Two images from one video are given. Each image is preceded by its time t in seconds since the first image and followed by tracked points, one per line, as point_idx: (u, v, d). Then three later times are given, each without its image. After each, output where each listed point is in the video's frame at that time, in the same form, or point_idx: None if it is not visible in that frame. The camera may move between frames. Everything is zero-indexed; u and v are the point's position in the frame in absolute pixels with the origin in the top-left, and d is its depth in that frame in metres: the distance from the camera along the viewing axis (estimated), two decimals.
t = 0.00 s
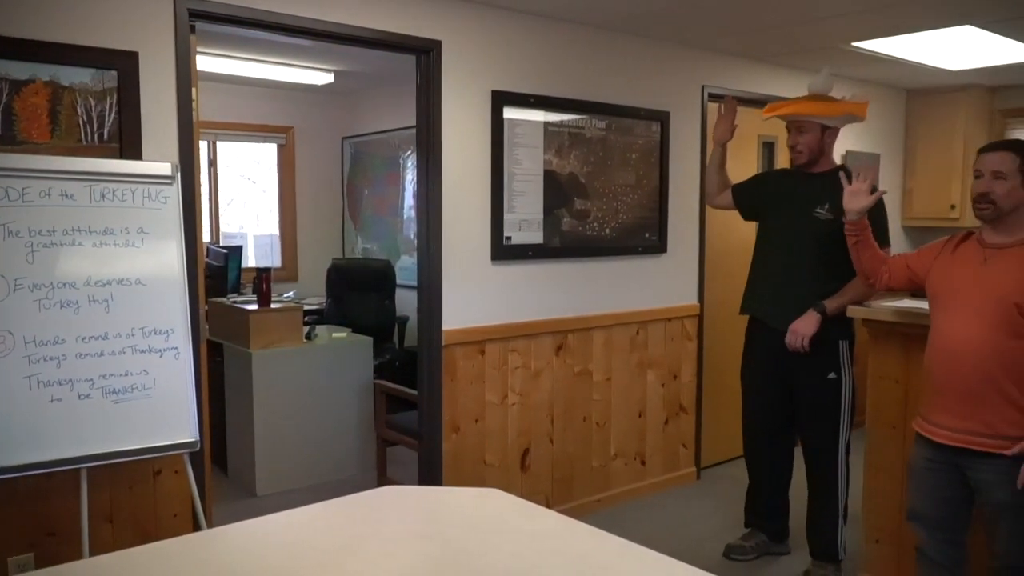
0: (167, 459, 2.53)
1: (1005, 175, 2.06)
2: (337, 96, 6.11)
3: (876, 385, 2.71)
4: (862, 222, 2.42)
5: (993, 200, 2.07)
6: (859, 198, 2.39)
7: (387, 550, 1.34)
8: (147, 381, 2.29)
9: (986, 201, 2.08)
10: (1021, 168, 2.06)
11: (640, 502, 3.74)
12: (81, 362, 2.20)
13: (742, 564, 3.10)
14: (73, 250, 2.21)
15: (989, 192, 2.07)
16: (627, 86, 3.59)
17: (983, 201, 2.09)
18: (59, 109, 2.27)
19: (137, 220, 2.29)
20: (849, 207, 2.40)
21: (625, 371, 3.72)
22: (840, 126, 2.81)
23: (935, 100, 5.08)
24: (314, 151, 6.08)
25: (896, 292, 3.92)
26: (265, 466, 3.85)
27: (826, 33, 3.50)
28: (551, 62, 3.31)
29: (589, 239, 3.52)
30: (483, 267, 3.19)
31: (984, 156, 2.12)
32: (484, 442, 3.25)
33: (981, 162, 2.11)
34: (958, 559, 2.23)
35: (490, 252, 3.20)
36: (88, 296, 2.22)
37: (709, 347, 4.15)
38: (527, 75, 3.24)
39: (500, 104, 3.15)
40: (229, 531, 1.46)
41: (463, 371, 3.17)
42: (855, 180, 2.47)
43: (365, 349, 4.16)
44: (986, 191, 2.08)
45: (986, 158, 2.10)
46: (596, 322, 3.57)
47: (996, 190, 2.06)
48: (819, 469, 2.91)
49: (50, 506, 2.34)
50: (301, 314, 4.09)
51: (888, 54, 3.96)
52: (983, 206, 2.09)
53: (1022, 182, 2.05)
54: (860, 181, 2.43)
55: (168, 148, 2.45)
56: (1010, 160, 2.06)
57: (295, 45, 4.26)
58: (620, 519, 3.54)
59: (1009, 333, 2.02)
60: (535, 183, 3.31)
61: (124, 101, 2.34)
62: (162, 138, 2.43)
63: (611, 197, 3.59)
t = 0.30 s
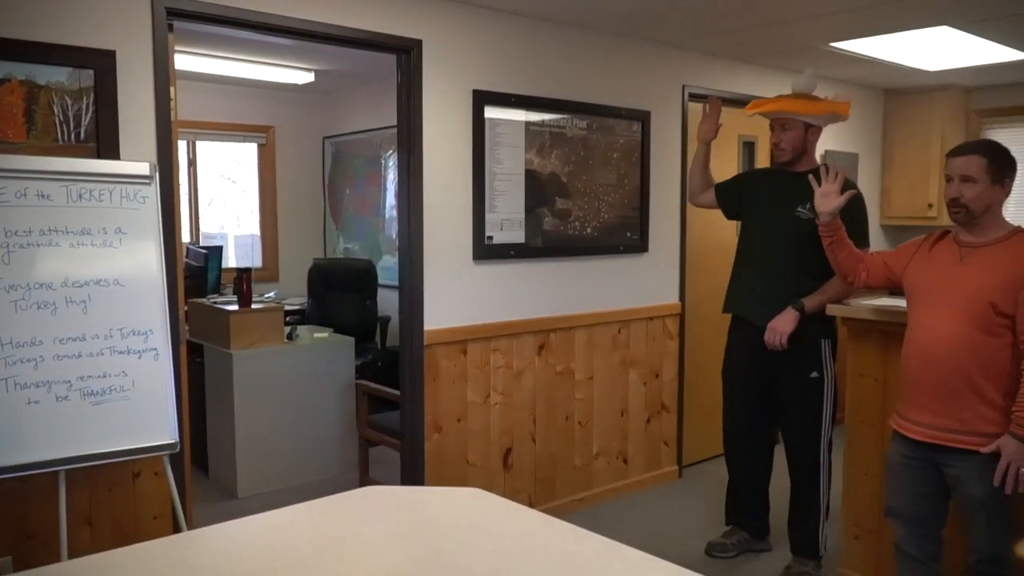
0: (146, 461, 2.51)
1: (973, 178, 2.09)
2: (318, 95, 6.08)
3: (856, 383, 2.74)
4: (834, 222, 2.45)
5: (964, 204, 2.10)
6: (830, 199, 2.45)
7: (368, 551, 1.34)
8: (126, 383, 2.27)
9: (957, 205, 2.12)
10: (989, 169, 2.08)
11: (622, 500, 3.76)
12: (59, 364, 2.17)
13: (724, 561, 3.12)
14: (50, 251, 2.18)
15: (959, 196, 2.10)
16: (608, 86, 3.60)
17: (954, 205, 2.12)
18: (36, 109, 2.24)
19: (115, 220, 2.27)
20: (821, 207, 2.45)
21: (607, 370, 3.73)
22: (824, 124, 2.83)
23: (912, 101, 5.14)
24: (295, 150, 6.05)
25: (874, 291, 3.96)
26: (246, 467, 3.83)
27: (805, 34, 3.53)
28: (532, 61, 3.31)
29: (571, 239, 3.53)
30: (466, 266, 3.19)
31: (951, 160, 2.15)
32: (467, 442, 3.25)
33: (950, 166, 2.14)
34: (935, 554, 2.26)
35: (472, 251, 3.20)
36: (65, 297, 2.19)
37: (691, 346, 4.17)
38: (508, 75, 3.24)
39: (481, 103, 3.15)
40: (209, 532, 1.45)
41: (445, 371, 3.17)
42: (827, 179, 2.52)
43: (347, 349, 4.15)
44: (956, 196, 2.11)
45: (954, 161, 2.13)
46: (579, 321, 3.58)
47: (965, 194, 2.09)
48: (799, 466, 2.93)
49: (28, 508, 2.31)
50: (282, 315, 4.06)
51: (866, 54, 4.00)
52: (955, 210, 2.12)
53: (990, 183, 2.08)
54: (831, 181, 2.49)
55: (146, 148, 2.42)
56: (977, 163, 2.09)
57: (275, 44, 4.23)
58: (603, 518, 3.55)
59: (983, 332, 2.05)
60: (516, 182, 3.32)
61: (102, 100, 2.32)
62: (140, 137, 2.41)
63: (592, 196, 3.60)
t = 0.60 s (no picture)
0: (130, 462, 2.49)
1: (948, 179, 2.11)
2: (303, 95, 6.05)
3: (839, 380, 2.76)
4: (820, 224, 2.46)
5: (941, 204, 2.12)
6: (816, 200, 2.44)
7: (352, 551, 1.33)
8: (109, 383, 2.25)
9: (935, 206, 2.14)
10: (964, 168, 2.10)
11: (609, 499, 3.77)
12: (41, 365, 2.15)
13: (709, 559, 3.14)
14: (31, 251, 2.16)
15: (936, 197, 2.13)
16: (594, 86, 3.60)
17: (933, 206, 2.14)
18: (16, 107, 2.23)
19: (97, 220, 2.25)
20: (807, 208, 2.45)
21: (594, 369, 3.74)
22: (809, 124, 2.84)
23: (895, 101, 5.19)
24: (280, 149, 6.02)
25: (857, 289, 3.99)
26: (231, 467, 3.81)
27: (789, 34, 3.55)
28: (517, 61, 3.31)
29: (556, 238, 3.53)
30: (452, 266, 3.19)
31: (927, 161, 2.17)
32: (453, 442, 3.25)
33: (925, 168, 2.16)
34: (918, 550, 2.28)
35: (457, 250, 3.19)
36: (47, 297, 2.17)
37: (677, 345, 4.18)
38: (493, 74, 3.24)
39: (466, 102, 3.14)
40: (193, 533, 1.44)
41: (431, 370, 3.16)
42: (812, 180, 2.52)
43: (332, 349, 4.14)
44: (933, 197, 2.13)
45: (930, 163, 2.15)
46: (565, 320, 3.58)
47: (942, 195, 2.11)
48: (784, 464, 2.95)
49: (9, 510, 2.29)
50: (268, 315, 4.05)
51: (849, 55, 4.03)
52: (934, 211, 2.14)
53: (966, 183, 2.10)
54: (817, 183, 2.49)
55: (129, 147, 2.41)
56: (952, 163, 2.11)
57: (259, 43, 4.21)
58: (590, 516, 3.55)
59: (962, 330, 2.06)
60: (502, 182, 3.31)
61: (83, 99, 2.30)
62: (122, 136, 2.39)
63: (578, 195, 3.60)
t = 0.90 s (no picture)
0: (114, 464, 2.47)
1: (939, 171, 2.13)
2: (288, 94, 6.03)
3: (824, 378, 2.77)
4: (802, 227, 2.48)
5: (928, 195, 2.13)
6: (796, 204, 2.47)
7: (337, 551, 1.33)
8: (92, 385, 2.23)
9: (922, 196, 2.15)
10: (955, 163, 2.12)
11: (596, 498, 3.77)
12: (24, 366, 2.14)
13: (696, 557, 3.15)
14: (13, 251, 2.14)
15: (925, 187, 2.14)
16: (580, 86, 3.61)
17: (919, 196, 2.16)
18: None
19: (80, 220, 2.24)
20: (787, 212, 2.47)
21: (580, 368, 3.74)
22: (795, 124, 2.86)
23: (878, 100, 5.22)
24: (265, 149, 6.00)
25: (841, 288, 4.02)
26: (217, 469, 3.79)
27: (774, 34, 3.57)
28: (503, 60, 3.31)
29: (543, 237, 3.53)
30: (438, 265, 3.19)
31: (920, 153, 2.19)
32: (440, 441, 3.25)
33: (918, 159, 2.18)
34: (902, 546, 2.30)
35: (444, 250, 3.19)
36: (30, 298, 2.15)
37: (663, 343, 4.20)
38: (479, 73, 3.24)
39: (452, 101, 3.14)
40: (177, 534, 1.43)
41: (418, 370, 3.16)
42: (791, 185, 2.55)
43: (319, 350, 4.13)
44: (921, 187, 2.15)
45: (923, 155, 2.17)
46: (551, 319, 3.59)
47: (930, 185, 2.13)
48: (769, 461, 2.97)
49: None
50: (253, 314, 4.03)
51: (833, 54, 4.05)
52: (920, 201, 2.16)
53: (955, 178, 2.12)
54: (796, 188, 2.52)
55: (112, 146, 2.39)
56: (944, 156, 2.13)
57: (245, 41, 4.19)
58: (577, 515, 3.56)
59: (943, 327, 2.08)
60: (488, 181, 3.31)
61: (65, 97, 2.28)
62: (105, 135, 2.37)
63: (565, 195, 3.61)
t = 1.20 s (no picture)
0: (97, 466, 2.46)
1: (929, 166, 2.15)
2: (273, 93, 6.00)
3: (809, 377, 2.79)
4: (791, 220, 2.49)
5: (914, 188, 2.15)
6: (788, 198, 2.46)
7: (322, 552, 1.33)
8: (74, 386, 2.21)
9: (908, 189, 2.17)
10: (945, 161, 2.14)
11: (582, 497, 3.78)
12: (4, 368, 2.12)
13: (682, 556, 3.16)
14: None
15: (913, 180, 2.16)
16: (565, 85, 3.61)
17: (905, 189, 2.17)
18: None
19: (62, 220, 2.22)
20: (777, 206, 2.48)
21: (567, 367, 3.75)
22: (780, 123, 2.88)
23: (861, 100, 5.25)
24: (250, 148, 5.96)
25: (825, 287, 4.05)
26: (202, 470, 3.76)
27: (758, 34, 3.58)
28: (488, 60, 3.31)
29: (529, 237, 3.54)
30: (424, 265, 3.18)
31: (912, 149, 2.21)
32: (426, 441, 3.24)
33: (909, 154, 2.20)
34: (885, 543, 2.32)
35: (430, 250, 3.19)
36: (10, 299, 2.13)
37: (649, 343, 4.21)
38: (465, 73, 3.24)
39: (438, 101, 3.14)
40: (161, 536, 1.42)
41: (404, 370, 3.15)
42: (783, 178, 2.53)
43: (305, 350, 4.11)
44: (909, 180, 2.16)
45: (914, 150, 2.19)
46: (537, 319, 3.59)
47: (918, 179, 2.15)
48: (754, 459, 2.98)
49: None
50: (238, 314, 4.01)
51: (817, 55, 4.08)
52: (905, 194, 2.17)
53: (944, 175, 2.14)
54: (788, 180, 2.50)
55: (94, 145, 2.37)
56: (935, 153, 2.15)
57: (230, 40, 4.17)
58: (563, 515, 3.56)
59: (925, 324, 2.10)
60: (473, 181, 3.31)
61: (47, 96, 2.26)
62: (88, 134, 2.35)
63: (551, 194, 3.61)
